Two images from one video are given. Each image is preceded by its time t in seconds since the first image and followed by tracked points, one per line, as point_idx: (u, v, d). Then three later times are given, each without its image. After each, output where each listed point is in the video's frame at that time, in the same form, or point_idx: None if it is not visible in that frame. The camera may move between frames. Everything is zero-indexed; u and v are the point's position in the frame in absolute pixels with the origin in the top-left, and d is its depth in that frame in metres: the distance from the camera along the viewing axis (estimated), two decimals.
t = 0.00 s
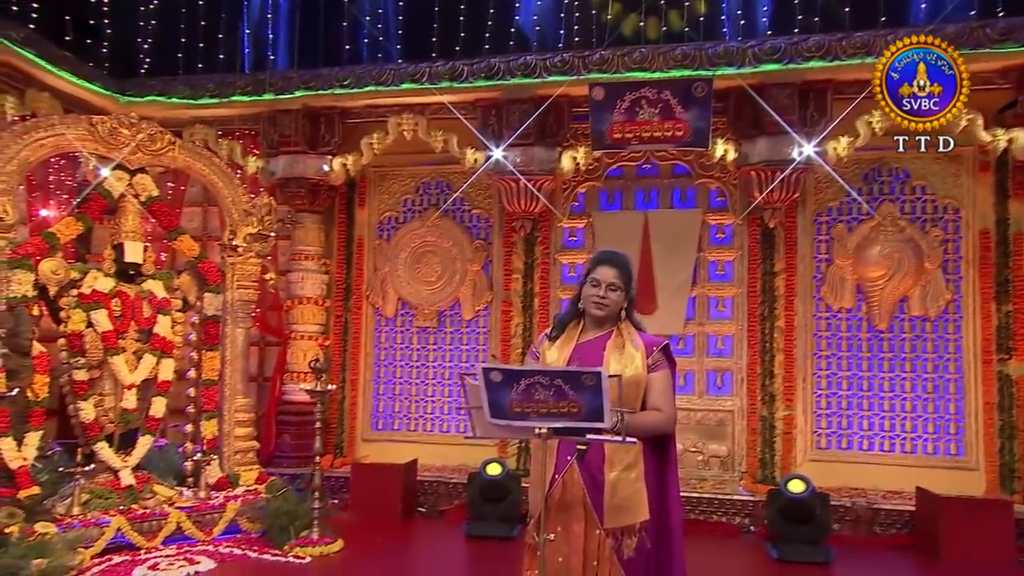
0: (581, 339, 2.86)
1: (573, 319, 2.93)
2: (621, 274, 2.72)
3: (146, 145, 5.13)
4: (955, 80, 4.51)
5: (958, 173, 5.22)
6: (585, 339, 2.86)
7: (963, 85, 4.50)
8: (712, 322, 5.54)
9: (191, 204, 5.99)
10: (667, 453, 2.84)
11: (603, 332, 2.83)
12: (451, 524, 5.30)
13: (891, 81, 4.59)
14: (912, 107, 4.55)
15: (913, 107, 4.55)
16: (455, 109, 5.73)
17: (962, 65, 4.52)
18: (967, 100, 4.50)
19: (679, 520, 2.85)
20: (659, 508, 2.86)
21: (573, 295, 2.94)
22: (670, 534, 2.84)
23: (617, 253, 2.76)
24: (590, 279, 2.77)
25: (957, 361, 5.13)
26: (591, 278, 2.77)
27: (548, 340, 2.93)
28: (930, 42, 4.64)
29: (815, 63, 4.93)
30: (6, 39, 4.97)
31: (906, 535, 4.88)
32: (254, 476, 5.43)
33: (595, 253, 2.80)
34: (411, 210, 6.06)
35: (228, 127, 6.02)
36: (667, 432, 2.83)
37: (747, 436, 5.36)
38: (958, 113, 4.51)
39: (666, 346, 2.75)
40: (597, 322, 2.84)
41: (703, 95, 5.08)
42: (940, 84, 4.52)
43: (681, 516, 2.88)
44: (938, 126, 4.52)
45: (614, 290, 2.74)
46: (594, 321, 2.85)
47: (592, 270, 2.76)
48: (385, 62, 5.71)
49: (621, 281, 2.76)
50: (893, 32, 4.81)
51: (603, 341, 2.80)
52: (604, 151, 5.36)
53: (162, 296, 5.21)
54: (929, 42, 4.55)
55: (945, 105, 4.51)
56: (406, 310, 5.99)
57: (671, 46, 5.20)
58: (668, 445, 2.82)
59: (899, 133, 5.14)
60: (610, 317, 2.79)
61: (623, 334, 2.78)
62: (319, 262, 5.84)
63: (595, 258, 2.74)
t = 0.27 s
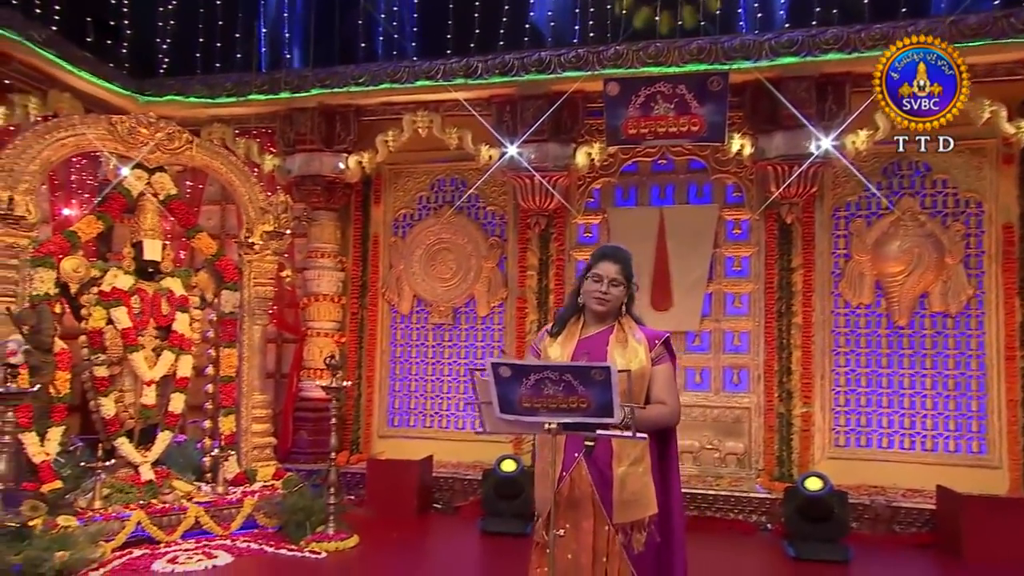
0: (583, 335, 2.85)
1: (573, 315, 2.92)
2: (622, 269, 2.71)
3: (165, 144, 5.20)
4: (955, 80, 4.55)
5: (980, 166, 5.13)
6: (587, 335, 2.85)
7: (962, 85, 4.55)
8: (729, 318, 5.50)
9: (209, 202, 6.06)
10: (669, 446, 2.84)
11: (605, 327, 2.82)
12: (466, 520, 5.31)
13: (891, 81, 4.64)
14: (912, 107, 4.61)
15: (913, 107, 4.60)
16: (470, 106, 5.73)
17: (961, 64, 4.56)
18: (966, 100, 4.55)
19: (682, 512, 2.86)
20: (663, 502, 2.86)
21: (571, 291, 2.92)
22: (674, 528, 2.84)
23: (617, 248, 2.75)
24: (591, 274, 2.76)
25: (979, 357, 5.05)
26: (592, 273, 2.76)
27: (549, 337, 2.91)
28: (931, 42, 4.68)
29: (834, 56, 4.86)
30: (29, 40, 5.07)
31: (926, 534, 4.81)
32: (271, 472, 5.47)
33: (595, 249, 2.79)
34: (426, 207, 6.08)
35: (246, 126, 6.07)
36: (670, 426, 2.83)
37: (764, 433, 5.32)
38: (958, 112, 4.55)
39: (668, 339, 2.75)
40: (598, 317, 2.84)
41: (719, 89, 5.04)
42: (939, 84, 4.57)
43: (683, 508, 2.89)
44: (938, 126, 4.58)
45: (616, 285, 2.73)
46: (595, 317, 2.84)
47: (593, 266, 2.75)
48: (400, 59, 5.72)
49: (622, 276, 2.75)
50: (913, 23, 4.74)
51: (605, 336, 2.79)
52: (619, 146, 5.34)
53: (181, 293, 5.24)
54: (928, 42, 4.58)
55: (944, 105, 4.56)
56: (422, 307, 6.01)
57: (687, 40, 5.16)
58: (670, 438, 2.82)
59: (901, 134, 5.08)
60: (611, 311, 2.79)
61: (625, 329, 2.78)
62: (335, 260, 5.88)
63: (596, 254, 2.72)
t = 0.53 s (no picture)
0: (584, 333, 2.83)
1: (572, 314, 2.91)
2: (621, 263, 2.73)
3: (182, 144, 5.24)
4: (955, 80, 4.45)
5: (1001, 160, 5.04)
6: (587, 332, 2.84)
7: (962, 85, 4.44)
8: (744, 316, 5.46)
9: (226, 201, 6.11)
10: (673, 441, 2.84)
11: (605, 325, 2.82)
12: (480, 518, 5.31)
13: (891, 81, 4.53)
14: (912, 107, 4.50)
15: (913, 107, 4.50)
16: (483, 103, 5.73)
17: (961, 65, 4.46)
18: (967, 100, 4.44)
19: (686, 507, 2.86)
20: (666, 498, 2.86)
21: (568, 290, 2.91)
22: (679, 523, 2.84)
23: (614, 243, 2.76)
24: (589, 271, 2.76)
25: (1000, 355, 4.96)
26: (590, 270, 2.77)
27: (550, 336, 2.89)
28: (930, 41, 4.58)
29: (851, 50, 4.80)
30: (49, 42, 5.18)
31: (945, 535, 4.73)
32: (287, 469, 5.51)
33: (592, 246, 2.80)
34: (440, 205, 6.09)
35: (261, 126, 6.12)
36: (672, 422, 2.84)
37: (780, 432, 5.27)
38: (959, 113, 4.45)
39: (669, 334, 2.75)
40: (598, 314, 2.83)
41: (733, 84, 4.98)
42: (940, 84, 4.46)
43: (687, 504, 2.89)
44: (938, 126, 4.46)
45: (615, 280, 2.75)
46: (595, 314, 2.83)
47: (591, 262, 2.75)
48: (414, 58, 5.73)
49: (620, 272, 2.77)
50: (932, 15, 4.67)
51: (606, 333, 2.78)
52: (633, 143, 5.31)
53: (197, 291, 5.29)
54: (928, 42, 4.49)
55: (945, 105, 4.45)
56: (436, 305, 6.02)
57: (702, 36, 5.12)
58: (674, 434, 2.82)
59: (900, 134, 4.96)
60: (611, 307, 2.79)
61: (625, 324, 2.77)
62: (350, 258, 5.91)
63: (594, 250, 2.73)
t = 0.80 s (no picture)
0: (586, 330, 2.83)
1: (573, 310, 2.89)
2: (619, 258, 2.69)
3: (195, 143, 5.29)
4: (955, 80, 4.51)
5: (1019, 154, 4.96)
6: (590, 329, 2.83)
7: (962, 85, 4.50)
8: (757, 312, 5.43)
9: (239, 199, 6.16)
10: (677, 438, 2.82)
11: (607, 320, 2.80)
12: (491, 515, 5.32)
13: (891, 81, 4.62)
14: (912, 107, 4.58)
15: (913, 107, 4.58)
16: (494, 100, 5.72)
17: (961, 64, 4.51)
18: (967, 99, 4.51)
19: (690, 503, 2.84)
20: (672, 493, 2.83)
21: (568, 287, 2.90)
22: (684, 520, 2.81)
23: (609, 239, 2.73)
24: (588, 268, 2.74)
25: (1018, 352, 4.89)
26: (589, 267, 2.75)
27: (552, 334, 2.88)
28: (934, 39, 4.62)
29: (865, 44, 4.74)
30: (64, 42, 5.21)
31: (961, 534, 4.67)
32: (300, 465, 5.55)
33: (588, 243, 2.78)
34: (451, 203, 6.10)
35: (273, 125, 6.16)
36: (676, 417, 2.82)
37: (793, 429, 5.23)
38: (958, 112, 4.52)
39: (671, 329, 2.75)
40: (600, 310, 2.81)
41: (745, 78, 4.96)
42: (940, 84, 4.53)
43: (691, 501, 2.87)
44: (937, 126, 4.54)
45: (614, 275, 2.71)
46: (596, 310, 2.82)
47: (588, 260, 2.73)
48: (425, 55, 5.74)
49: (618, 266, 2.73)
50: (949, 7, 4.59)
51: (608, 329, 2.78)
52: (645, 139, 5.29)
53: (211, 289, 5.33)
54: (929, 42, 4.54)
55: (944, 105, 4.52)
56: (447, 302, 6.03)
57: (714, 30, 5.07)
58: (678, 430, 2.80)
59: (899, 134, 4.90)
60: (612, 303, 2.77)
61: (628, 320, 2.77)
62: (362, 255, 5.93)
63: (590, 247, 2.70)
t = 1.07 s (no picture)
0: (595, 322, 2.79)
1: (581, 304, 2.85)
2: (618, 248, 2.65)
3: (210, 137, 5.32)
4: (954, 81, 4.53)
5: None
6: (599, 321, 2.79)
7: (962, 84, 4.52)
8: (772, 305, 5.38)
9: (255, 193, 6.21)
10: (687, 429, 2.73)
11: (615, 312, 2.75)
12: (504, 507, 5.32)
13: (891, 81, 4.66)
14: (912, 107, 4.61)
15: (913, 107, 4.61)
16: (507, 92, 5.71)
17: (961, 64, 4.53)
18: (966, 99, 4.53)
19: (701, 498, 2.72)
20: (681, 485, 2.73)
21: (574, 282, 2.86)
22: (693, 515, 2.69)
23: (607, 229, 2.69)
24: (589, 261, 2.70)
25: None
26: (589, 261, 2.71)
27: (560, 329, 2.85)
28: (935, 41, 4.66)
29: (884, 31, 4.66)
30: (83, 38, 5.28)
31: (980, 528, 4.60)
32: (315, 457, 5.59)
33: (587, 236, 2.74)
34: (465, 195, 6.10)
35: (287, 118, 6.19)
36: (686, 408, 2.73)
37: (809, 423, 5.18)
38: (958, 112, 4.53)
39: (681, 319, 2.70)
40: (607, 302, 2.77)
41: (761, 67, 4.90)
42: (939, 84, 4.56)
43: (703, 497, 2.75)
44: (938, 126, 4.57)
45: (615, 265, 2.68)
46: (603, 302, 2.78)
47: (588, 252, 2.69)
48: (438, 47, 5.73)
49: (618, 255, 2.69)
50: None
51: (617, 321, 2.73)
52: (658, 130, 5.24)
53: (226, 282, 5.38)
54: (928, 42, 4.58)
55: (945, 105, 4.54)
56: (461, 295, 6.04)
57: (729, 18, 5.01)
58: (687, 422, 2.72)
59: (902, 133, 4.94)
60: (618, 294, 2.72)
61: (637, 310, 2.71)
62: (375, 249, 5.95)
63: (588, 239, 2.66)
